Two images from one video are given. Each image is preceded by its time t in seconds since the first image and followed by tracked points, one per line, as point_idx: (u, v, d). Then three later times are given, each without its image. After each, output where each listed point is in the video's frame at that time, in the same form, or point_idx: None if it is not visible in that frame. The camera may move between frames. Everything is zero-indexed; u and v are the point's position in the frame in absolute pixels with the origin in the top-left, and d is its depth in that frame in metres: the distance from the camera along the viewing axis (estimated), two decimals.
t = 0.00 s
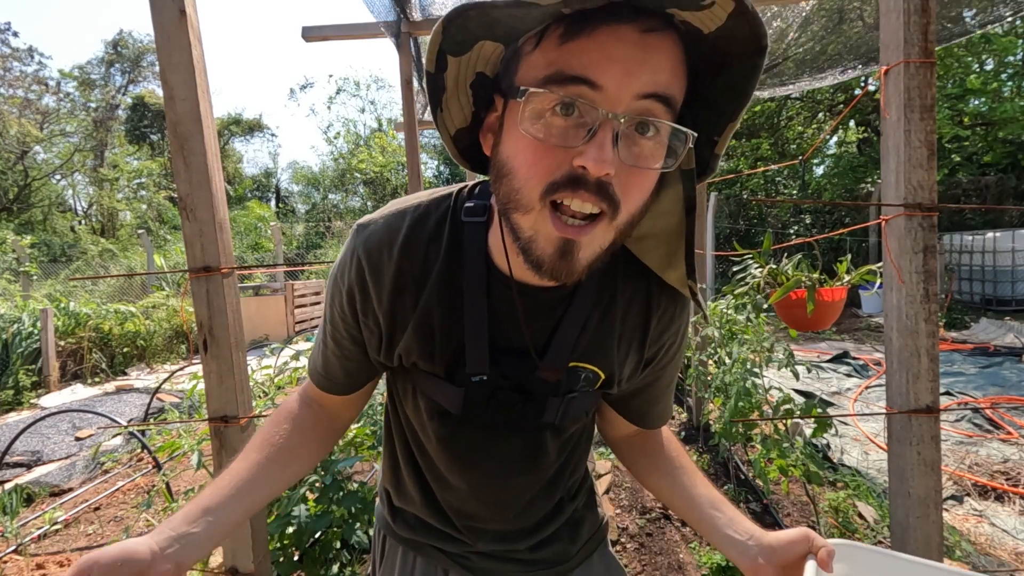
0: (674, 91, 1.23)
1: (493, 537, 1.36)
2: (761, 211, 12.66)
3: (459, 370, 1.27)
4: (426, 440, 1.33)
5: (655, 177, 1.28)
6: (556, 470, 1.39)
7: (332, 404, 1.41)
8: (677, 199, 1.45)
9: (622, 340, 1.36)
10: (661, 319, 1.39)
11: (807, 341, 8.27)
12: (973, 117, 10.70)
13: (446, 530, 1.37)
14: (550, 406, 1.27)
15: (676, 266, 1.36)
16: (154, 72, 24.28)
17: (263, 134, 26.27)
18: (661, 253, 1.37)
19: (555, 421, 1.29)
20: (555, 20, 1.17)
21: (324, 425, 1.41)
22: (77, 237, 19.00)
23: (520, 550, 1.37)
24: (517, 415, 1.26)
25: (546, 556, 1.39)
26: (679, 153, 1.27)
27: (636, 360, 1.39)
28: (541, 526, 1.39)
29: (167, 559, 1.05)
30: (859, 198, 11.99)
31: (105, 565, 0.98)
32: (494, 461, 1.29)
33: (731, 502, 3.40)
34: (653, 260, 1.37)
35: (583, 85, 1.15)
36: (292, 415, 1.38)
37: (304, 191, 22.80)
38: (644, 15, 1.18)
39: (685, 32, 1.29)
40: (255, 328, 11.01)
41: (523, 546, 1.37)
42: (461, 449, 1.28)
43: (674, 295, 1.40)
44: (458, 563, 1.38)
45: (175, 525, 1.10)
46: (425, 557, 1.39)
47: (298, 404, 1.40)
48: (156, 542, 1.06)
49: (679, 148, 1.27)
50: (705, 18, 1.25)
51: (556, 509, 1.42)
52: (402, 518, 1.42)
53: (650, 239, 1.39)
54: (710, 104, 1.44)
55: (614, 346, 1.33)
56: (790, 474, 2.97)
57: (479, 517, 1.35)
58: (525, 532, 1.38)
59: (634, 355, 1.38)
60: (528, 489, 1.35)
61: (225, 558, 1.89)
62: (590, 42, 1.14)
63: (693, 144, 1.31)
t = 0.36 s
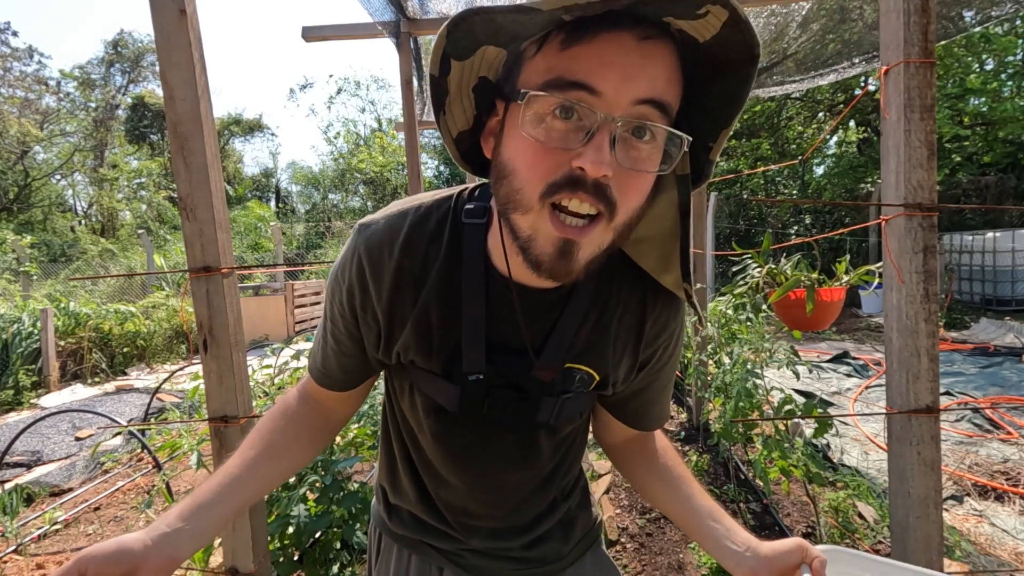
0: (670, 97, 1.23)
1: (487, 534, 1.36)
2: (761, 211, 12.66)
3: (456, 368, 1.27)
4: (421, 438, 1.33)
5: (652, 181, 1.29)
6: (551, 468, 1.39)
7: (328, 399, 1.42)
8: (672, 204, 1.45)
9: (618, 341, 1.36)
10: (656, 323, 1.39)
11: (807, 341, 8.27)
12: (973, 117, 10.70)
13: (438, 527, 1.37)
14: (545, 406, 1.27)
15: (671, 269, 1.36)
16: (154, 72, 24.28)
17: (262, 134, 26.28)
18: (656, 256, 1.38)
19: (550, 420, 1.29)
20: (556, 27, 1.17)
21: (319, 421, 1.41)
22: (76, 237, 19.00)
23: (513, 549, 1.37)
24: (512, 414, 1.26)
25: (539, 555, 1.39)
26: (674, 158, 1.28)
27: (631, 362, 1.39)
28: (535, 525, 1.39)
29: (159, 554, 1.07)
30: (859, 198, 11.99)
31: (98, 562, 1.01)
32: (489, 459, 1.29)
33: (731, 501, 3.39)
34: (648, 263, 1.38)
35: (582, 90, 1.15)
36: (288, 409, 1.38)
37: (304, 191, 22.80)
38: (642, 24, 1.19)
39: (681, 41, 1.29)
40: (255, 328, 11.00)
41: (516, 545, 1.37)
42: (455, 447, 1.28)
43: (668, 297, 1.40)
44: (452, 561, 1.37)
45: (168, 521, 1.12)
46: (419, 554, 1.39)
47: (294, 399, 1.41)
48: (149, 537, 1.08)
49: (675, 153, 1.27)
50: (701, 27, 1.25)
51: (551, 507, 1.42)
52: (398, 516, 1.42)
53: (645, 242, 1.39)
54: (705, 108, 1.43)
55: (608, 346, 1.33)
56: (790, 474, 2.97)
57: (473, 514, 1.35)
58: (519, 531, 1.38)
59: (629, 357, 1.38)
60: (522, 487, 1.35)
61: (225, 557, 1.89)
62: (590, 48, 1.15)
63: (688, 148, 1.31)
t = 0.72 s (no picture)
0: (665, 98, 1.23)
1: (487, 533, 1.36)
2: (761, 211, 12.67)
3: (455, 366, 1.27)
4: (420, 436, 1.33)
5: (647, 181, 1.29)
6: (550, 467, 1.39)
7: (329, 400, 1.42)
8: (667, 204, 1.45)
9: (616, 340, 1.36)
10: (653, 321, 1.39)
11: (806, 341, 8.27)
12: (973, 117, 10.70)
13: (438, 525, 1.37)
14: (544, 404, 1.27)
15: (669, 268, 1.36)
16: (154, 72, 24.27)
17: (263, 134, 26.30)
18: (654, 255, 1.38)
19: (549, 419, 1.29)
20: (551, 29, 1.17)
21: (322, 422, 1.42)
22: (76, 237, 19.01)
23: (512, 547, 1.37)
24: (511, 413, 1.26)
25: (539, 554, 1.39)
26: (671, 157, 1.27)
27: (629, 361, 1.38)
28: (534, 524, 1.39)
29: (164, 559, 1.09)
30: (859, 198, 11.99)
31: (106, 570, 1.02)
32: (488, 458, 1.29)
33: (731, 501, 3.38)
34: (646, 261, 1.38)
35: (577, 91, 1.15)
36: (289, 411, 1.39)
37: (304, 191, 22.81)
38: (636, 24, 1.19)
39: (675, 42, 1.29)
40: (255, 328, 11.00)
41: (515, 543, 1.37)
42: (454, 446, 1.28)
43: (665, 295, 1.39)
44: (452, 560, 1.37)
45: (172, 526, 1.13)
46: (419, 553, 1.39)
47: (296, 401, 1.41)
48: (154, 543, 1.10)
49: (671, 152, 1.27)
50: (695, 27, 1.25)
51: (550, 506, 1.42)
52: (398, 514, 1.42)
53: (641, 242, 1.39)
54: (699, 109, 1.42)
55: (606, 345, 1.33)
56: (790, 474, 2.97)
57: (473, 513, 1.35)
58: (518, 530, 1.38)
59: (627, 356, 1.38)
60: (521, 486, 1.35)
61: (225, 558, 1.89)
62: (584, 49, 1.14)
63: (684, 148, 1.31)
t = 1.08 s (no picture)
0: (700, 100, 1.25)
1: (487, 529, 1.35)
2: (761, 211, 12.68)
3: (463, 350, 1.25)
4: (422, 423, 1.30)
5: (672, 180, 1.29)
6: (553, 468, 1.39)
7: (294, 347, 1.26)
8: (687, 210, 1.44)
9: (624, 339, 1.33)
10: (661, 327, 1.36)
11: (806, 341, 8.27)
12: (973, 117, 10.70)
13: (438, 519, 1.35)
14: (547, 399, 1.25)
15: (673, 273, 1.33)
16: (155, 73, 24.29)
17: (263, 134, 26.32)
18: (659, 258, 1.34)
19: (551, 413, 1.27)
20: (606, 15, 1.19)
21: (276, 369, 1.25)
22: (76, 237, 19.03)
23: (510, 550, 1.37)
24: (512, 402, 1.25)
25: (538, 557, 1.40)
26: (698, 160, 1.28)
27: (636, 363, 1.36)
28: (534, 526, 1.39)
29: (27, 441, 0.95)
30: (859, 198, 11.99)
31: None
32: (491, 450, 1.29)
33: (731, 501, 3.38)
34: (652, 263, 1.33)
35: (618, 76, 1.16)
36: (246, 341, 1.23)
37: (304, 191, 22.82)
38: (686, 23, 1.20)
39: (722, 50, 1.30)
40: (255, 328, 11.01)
41: (512, 543, 1.37)
42: (458, 436, 1.27)
43: (671, 306, 1.36)
44: (450, 562, 1.37)
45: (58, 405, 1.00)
46: (418, 555, 1.39)
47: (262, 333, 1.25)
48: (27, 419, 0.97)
49: (698, 156, 1.28)
50: (743, 36, 1.26)
51: (551, 507, 1.42)
52: (397, 511, 1.42)
53: (651, 242, 1.36)
54: (733, 117, 1.42)
55: (614, 343, 1.31)
56: (790, 474, 2.98)
57: (472, 508, 1.34)
58: (518, 531, 1.38)
59: (635, 357, 1.36)
60: (522, 481, 1.35)
61: (225, 558, 1.88)
62: (634, 36, 1.16)
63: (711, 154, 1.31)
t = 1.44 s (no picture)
0: (718, 124, 1.26)
1: (486, 523, 1.34)
2: (761, 211, 12.68)
3: (466, 338, 1.21)
4: (424, 413, 1.27)
5: (684, 199, 1.29)
6: (553, 467, 1.40)
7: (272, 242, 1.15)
8: (699, 228, 1.41)
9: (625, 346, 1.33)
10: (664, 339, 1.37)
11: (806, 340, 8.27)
12: (973, 117, 10.70)
13: (435, 514, 1.32)
14: (544, 397, 1.24)
15: (678, 292, 1.34)
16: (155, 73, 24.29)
17: (263, 134, 26.34)
18: (667, 276, 1.34)
19: (547, 414, 1.26)
20: (636, 26, 1.19)
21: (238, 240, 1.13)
22: (76, 238, 19.03)
23: (507, 553, 1.38)
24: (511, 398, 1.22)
25: (532, 559, 1.41)
26: (711, 183, 1.28)
27: (637, 372, 1.37)
28: (532, 524, 1.40)
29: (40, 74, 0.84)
30: (859, 198, 11.99)
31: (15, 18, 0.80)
32: (488, 443, 1.29)
33: (731, 501, 3.38)
34: (659, 281, 1.33)
35: (639, 89, 1.17)
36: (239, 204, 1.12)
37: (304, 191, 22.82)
38: (714, 42, 1.21)
39: (750, 74, 1.30)
40: (255, 328, 11.01)
41: (509, 539, 1.37)
42: (460, 429, 1.25)
43: (673, 325, 1.37)
44: (446, 565, 1.37)
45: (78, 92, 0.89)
46: (413, 557, 1.39)
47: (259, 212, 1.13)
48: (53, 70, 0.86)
49: (713, 180, 1.28)
50: (773, 63, 1.25)
51: (545, 508, 1.43)
52: (392, 509, 1.41)
53: (659, 258, 1.35)
54: (755, 143, 1.42)
55: (615, 350, 1.31)
56: (790, 474, 2.98)
57: (468, 503, 1.33)
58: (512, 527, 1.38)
59: (632, 369, 1.36)
60: (521, 477, 1.35)
61: (225, 558, 1.88)
62: (661, 53, 1.17)
63: (726, 178, 1.32)
